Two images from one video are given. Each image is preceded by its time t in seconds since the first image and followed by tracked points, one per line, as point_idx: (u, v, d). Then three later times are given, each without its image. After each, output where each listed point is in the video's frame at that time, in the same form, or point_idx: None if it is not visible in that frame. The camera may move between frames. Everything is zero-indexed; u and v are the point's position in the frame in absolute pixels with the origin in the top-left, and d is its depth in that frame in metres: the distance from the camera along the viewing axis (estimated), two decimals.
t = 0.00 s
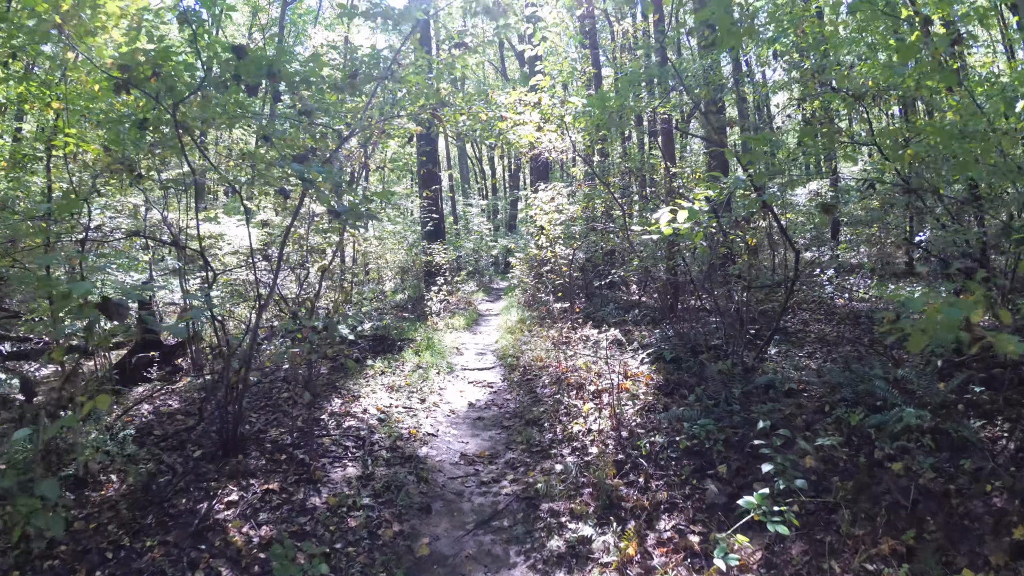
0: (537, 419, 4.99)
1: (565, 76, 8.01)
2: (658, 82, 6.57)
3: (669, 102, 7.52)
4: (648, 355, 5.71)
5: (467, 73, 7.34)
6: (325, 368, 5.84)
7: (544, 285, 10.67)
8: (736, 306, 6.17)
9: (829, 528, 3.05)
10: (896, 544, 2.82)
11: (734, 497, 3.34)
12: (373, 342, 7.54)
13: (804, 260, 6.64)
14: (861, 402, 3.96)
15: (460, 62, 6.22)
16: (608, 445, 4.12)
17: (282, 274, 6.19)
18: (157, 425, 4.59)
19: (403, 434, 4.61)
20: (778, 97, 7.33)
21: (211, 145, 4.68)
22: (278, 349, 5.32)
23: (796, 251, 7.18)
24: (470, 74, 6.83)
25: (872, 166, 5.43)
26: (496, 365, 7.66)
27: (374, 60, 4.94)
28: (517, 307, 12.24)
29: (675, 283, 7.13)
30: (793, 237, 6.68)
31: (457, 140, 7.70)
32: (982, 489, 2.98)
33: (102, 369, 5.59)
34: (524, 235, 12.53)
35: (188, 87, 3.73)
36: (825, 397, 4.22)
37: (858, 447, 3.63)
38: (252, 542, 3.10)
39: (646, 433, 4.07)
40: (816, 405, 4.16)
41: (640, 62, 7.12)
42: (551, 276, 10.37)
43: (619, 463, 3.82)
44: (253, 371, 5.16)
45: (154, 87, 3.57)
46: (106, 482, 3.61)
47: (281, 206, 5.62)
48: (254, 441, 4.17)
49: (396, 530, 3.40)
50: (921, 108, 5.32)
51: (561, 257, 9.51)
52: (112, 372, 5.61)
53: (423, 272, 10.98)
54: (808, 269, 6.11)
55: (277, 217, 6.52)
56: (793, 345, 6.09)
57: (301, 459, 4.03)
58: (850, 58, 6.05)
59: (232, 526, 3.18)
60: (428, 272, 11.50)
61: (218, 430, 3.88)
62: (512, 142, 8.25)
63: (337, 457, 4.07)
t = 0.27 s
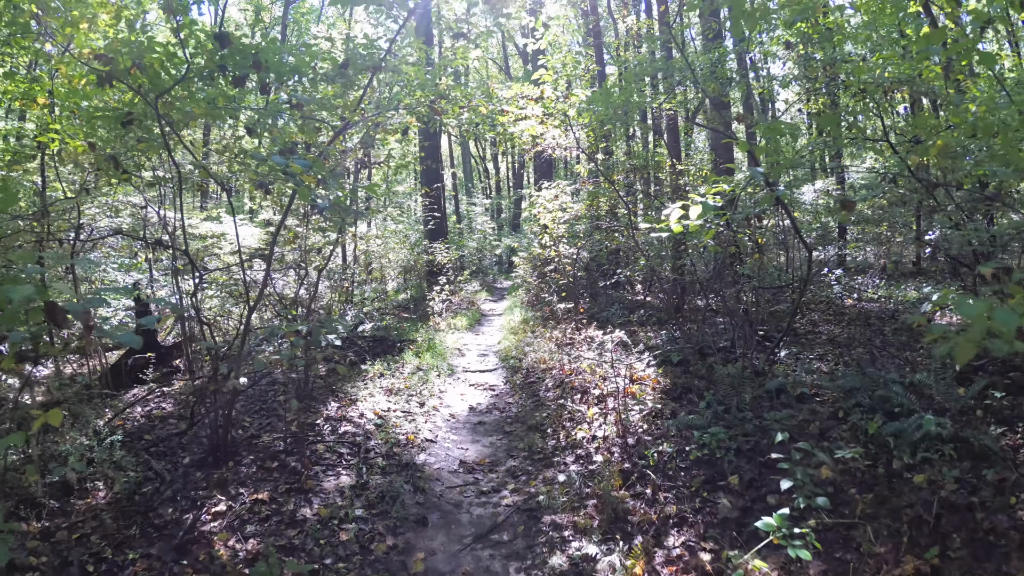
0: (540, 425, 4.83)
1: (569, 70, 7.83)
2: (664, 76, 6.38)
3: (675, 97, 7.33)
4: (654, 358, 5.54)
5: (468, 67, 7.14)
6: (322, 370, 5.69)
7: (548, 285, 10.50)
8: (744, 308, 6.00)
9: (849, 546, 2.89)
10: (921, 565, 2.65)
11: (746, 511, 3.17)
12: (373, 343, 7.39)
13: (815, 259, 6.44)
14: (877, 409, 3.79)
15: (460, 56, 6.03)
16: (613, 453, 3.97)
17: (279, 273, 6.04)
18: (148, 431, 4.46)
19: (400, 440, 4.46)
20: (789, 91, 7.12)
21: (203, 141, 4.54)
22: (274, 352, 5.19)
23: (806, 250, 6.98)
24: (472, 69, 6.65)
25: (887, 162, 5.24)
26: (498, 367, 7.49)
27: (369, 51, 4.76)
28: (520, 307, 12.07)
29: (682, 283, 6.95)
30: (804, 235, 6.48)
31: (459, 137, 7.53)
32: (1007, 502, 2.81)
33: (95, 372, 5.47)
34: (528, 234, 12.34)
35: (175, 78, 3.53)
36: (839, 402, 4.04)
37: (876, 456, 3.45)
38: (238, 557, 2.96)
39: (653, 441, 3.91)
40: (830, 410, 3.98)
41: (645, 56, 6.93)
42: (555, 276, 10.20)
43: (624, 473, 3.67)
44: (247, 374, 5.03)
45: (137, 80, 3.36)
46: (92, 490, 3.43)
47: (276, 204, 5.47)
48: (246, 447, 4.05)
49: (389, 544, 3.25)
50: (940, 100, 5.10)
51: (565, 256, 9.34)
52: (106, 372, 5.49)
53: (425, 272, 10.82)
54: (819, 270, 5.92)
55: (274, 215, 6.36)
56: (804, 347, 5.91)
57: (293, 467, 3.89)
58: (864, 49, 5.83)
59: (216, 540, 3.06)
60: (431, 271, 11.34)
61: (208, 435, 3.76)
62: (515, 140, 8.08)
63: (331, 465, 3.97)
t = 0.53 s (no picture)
0: (544, 430, 4.71)
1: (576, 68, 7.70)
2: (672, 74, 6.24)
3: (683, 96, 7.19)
4: (661, 362, 5.41)
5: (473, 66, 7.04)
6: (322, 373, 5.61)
7: (554, 286, 10.38)
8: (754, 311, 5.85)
9: (866, 563, 2.77)
10: None
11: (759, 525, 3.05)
12: (375, 346, 7.30)
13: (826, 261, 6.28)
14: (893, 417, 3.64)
15: (463, 53, 5.92)
16: (619, 461, 3.86)
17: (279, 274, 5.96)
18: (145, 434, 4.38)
19: (400, 446, 4.37)
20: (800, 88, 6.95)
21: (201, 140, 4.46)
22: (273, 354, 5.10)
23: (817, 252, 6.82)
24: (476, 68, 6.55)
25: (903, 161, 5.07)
26: (502, 370, 7.38)
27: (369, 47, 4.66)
28: (526, 309, 11.95)
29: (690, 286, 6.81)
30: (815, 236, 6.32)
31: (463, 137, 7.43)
32: None
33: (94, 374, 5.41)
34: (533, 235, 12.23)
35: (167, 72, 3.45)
36: (853, 408, 3.90)
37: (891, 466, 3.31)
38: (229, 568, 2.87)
39: (660, 450, 3.79)
40: (843, 417, 3.84)
41: (654, 54, 6.79)
42: (561, 277, 10.07)
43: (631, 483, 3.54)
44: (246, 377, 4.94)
45: (129, 76, 3.27)
46: (84, 494, 3.35)
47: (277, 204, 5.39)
48: (242, 451, 3.96)
49: (386, 556, 3.16)
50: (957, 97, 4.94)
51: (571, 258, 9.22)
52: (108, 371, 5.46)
53: (430, 273, 10.73)
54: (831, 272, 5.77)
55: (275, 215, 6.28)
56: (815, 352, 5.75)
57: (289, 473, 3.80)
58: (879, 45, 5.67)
59: (208, 550, 2.96)
60: (436, 272, 11.24)
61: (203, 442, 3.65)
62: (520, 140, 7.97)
63: (327, 472, 3.85)
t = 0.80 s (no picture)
0: (549, 435, 4.66)
1: (581, 70, 7.66)
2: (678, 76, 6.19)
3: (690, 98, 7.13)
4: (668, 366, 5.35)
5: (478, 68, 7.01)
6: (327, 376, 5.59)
7: (560, 289, 10.34)
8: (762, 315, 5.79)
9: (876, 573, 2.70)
10: None
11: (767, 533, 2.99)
12: (380, 348, 7.28)
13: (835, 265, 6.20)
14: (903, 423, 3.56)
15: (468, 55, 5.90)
16: (625, 467, 3.81)
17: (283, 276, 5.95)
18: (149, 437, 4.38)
19: (403, 450, 4.34)
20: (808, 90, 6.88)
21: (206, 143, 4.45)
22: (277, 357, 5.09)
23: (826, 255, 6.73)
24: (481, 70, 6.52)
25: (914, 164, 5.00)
26: (508, 373, 7.33)
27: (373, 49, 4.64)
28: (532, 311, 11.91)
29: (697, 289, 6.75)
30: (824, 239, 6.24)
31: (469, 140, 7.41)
32: None
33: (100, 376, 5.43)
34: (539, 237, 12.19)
35: (169, 72, 3.43)
36: (862, 414, 3.83)
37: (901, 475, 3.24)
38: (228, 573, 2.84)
39: (666, 456, 3.73)
40: (852, 423, 3.77)
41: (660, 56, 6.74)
42: (567, 280, 10.03)
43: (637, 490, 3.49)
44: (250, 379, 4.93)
45: (130, 76, 3.25)
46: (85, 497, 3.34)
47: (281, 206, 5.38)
48: (245, 454, 3.94)
49: (387, 562, 3.12)
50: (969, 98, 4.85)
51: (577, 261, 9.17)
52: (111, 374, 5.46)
53: (436, 276, 10.71)
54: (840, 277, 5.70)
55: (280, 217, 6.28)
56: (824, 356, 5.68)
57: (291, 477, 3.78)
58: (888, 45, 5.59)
59: (208, 554, 2.94)
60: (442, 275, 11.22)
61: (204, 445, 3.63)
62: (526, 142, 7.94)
63: (330, 476, 3.82)
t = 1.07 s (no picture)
0: (554, 438, 4.63)
1: (588, 72, 7.61)
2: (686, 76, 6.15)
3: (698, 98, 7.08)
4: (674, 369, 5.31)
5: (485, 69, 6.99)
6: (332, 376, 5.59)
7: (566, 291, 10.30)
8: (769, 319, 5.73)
9: None
10: None
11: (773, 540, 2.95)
12: (385, 349, 7.27)
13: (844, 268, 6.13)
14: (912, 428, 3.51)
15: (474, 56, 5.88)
16: (630, 472, 3.78)
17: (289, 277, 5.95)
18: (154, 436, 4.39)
19: (407, 451, 4.32)
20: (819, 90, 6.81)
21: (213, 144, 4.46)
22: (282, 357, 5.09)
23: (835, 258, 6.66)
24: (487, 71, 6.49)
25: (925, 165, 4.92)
26: (513, 375, 7.31)
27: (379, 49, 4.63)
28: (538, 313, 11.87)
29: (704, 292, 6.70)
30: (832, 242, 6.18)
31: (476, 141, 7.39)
32: None
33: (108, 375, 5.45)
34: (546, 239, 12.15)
35: (174, 72, 3.43)
36: (870, 419, 3.77)
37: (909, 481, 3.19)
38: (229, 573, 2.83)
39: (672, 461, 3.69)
40: (860, 428, 3.71)
41: (667, 57, 6.69)
42: (573, 282, 9.98)
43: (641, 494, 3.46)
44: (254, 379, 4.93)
45: (135, 76, 3.25)
46: (88, 496, 3.34)
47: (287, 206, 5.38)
48: (248, 455, 3.94)
49: (389, 564, 3.11)
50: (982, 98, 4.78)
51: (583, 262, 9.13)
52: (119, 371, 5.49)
53: (442, 277, 10.70)
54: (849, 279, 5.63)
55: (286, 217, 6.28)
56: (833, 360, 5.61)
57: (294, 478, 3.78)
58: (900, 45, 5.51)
59: (210, 555, 2.93)
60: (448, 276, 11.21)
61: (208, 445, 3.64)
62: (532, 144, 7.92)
63: (333, 477, 3.81)
